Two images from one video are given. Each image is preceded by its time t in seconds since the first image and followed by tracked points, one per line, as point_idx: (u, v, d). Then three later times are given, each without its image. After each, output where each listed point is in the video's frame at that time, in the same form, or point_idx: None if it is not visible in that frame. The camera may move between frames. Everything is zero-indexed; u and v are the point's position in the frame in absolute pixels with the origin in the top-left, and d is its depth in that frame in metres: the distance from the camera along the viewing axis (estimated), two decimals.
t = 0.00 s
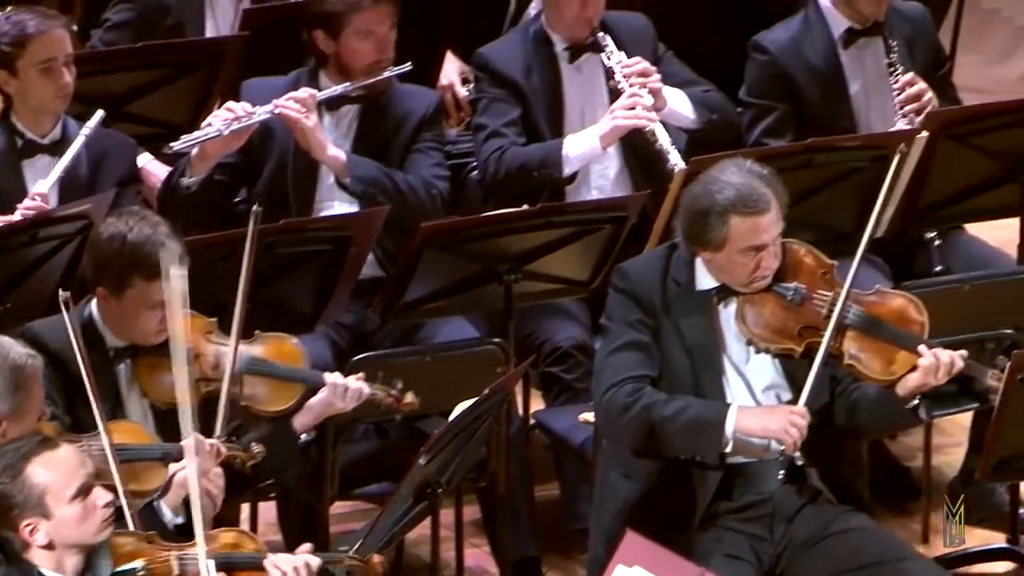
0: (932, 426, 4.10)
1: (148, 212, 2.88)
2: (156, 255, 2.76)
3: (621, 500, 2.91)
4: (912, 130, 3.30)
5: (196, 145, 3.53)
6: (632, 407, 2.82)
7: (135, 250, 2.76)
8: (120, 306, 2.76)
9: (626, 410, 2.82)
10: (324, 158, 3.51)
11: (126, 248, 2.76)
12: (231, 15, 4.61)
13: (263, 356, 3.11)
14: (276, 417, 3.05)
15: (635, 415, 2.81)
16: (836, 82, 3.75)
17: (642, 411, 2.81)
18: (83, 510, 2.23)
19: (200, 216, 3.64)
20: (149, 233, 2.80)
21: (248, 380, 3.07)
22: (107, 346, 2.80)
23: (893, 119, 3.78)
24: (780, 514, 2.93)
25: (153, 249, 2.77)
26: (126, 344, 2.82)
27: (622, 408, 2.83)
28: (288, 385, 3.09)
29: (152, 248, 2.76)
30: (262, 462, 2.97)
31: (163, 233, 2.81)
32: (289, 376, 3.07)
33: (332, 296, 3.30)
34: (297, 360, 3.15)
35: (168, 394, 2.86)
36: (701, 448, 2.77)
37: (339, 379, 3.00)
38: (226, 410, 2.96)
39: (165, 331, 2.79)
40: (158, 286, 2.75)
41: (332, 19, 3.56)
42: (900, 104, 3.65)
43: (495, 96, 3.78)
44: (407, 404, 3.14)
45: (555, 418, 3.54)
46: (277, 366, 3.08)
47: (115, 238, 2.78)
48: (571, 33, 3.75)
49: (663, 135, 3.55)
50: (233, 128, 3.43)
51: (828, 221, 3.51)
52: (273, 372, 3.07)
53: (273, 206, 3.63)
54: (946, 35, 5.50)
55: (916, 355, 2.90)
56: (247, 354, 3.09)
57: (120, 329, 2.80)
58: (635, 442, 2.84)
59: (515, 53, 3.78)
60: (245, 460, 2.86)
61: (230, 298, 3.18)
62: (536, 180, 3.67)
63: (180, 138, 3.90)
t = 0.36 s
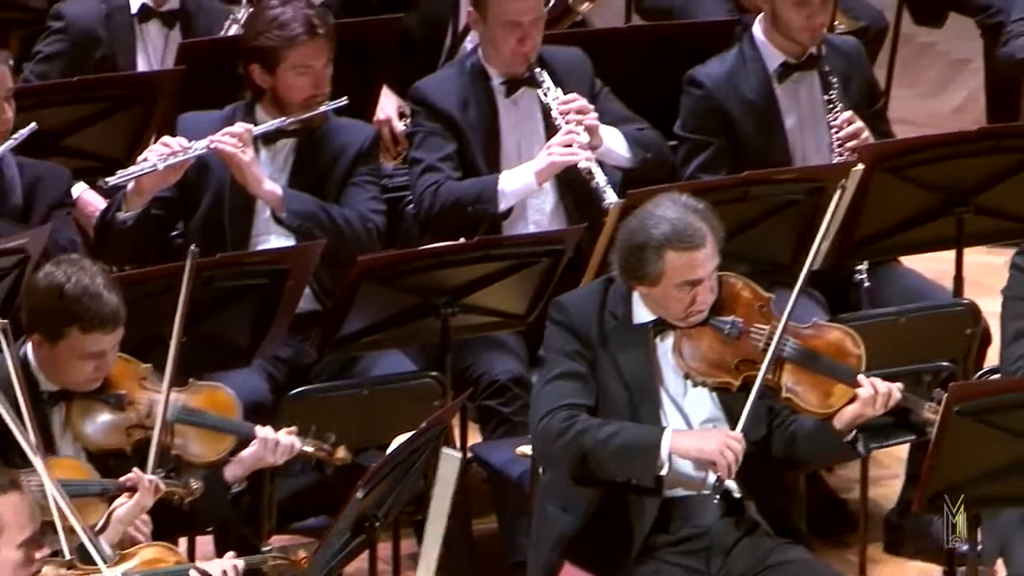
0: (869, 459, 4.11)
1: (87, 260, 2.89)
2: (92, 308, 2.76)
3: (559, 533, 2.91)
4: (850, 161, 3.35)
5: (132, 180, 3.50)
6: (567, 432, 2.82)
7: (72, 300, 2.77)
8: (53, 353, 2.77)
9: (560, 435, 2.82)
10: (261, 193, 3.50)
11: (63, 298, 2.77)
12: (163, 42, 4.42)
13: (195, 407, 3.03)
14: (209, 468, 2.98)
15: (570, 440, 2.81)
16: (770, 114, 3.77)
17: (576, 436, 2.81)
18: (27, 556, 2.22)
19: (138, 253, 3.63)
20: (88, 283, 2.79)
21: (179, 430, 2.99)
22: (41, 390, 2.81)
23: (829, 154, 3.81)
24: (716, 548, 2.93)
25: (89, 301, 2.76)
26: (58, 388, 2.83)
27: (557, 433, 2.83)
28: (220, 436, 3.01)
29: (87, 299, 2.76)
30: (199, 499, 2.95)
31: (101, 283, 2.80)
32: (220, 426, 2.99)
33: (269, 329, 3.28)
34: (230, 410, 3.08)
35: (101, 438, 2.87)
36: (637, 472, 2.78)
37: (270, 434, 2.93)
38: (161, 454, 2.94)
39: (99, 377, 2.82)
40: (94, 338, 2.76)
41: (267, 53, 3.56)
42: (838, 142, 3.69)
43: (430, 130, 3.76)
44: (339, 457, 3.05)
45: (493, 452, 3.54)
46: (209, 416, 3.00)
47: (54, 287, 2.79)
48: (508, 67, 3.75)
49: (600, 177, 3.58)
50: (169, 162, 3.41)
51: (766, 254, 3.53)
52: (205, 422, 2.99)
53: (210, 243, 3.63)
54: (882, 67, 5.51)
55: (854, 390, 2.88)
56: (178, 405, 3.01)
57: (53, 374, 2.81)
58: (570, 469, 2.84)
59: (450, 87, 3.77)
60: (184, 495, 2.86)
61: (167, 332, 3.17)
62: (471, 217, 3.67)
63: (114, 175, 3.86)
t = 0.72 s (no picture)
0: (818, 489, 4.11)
1: (35, 301, 2.87)
2: (42, 350, 2.75)
3: (507, 564, 2.91)
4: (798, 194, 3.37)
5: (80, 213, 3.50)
6: (518, 453, 2.82)
7: (23, 341, 2.75)
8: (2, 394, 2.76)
9: (509, 457, 2.83)
10: (208, 227, 3.49)
11: (13, 338, 2.76)
12: (108, 74, 4.26)
13: (144, 448, 2.99)
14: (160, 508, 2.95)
15: (518, 462, 2.82)
16: (719, 146, 3.80)
17: (525, 458, 2.82)
18: None
19: (83, 282, 3.62)
20: (38, 325, 2.79)
21: (128, 471, 2.95)
22: None
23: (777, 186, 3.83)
24: None
25: (40, 343, 2.75)
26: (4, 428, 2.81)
27: (507, 455, 2.83)
28: (168, 477, 2.98)
29: (38, 341, 2.75)
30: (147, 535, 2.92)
31: (52, 326, 2.79)
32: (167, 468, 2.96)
33: (218, 360, 3.27)
34: (180, 452, 3.03)
35: (49, 476, 2.84)
36: (582, 496, 2.79)
37: (219, 478, 2.89)
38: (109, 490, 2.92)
39: (48, 419, 2.81)
40: (43, 380, 2.75)
41: (216, 87, 3.54)
42: (785, 177, 3.70)
43: (380, 164, 3.74)
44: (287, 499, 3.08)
45: (443, 483, 3.53)
46: (158, 458, 2.96)
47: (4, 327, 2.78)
48: (456, 100, 3.73)
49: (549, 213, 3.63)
50: (117, 196, 3.40)
51: (716, 285, 3.54)
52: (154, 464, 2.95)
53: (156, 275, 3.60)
54: (829, 100, 5.55)
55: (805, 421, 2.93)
56: (126, 445, 2.97)
57: None
58: (519, 492, 2.85)
59: (399, 120, 3.74)
60: (133, 529, 2.86)
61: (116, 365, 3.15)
62: (422, 251, 3.66)
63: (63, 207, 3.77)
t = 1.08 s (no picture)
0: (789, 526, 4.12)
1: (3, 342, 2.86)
2: (17, 392, 2.74)
3: None
4: (766, 231, 3.40)
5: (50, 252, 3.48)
6: (492, 491, 2.83)
7: None
8: None
9: (483, 496, 2.83)
10: (178, 266, 3.46)
11: None
12: (84, 113, 4.18)
13: (117, 490, 2.97)
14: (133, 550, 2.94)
15: (492, 501, 2.82)
16: (687, 184, 3.81)
17: (500, 496, 2.82)
18: None
19: (53, 321, 3.61)
20: (11, 366, 2.77)
21: (101, 513, 2.93)
22: None
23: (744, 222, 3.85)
24: None
25: (14, 385, 2.74)
26: None
27: (481, 493, 2.84)
28: (142, 519, 2.95)
29: (13, 384, 2.74)
30: None
31: (25, 368, 2.79)
32: (141, 509, 2.93)
33: (189, 399, 3.25)
34: (153, 493, 3.00)
35: (21, 516, 2.82)
36: (560, 532, 2.80)
37: (194, 519, 2.91)
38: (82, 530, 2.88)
39: (22, 459, 2.83)
40: (19, 422, 2.76)
41: (185, 126, 3.52)
42: (753, 214, 3.71)
43: (349, 202, 3.74)
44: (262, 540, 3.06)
45: (414, 521, 3.52)
46: (132, 499, 2.93)
47: None
48: (426, 138, 3.73)
49: (519, 250, 3.67)
50: (86, 236, 3.39)
51: (686, 322, 3.55)
52: (128, 506, 2.93)
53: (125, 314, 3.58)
54: (797, 138, 5.57)
55: (779, 458, 2.90)
56: (101, 486, 2.94)
57: None
58: (491, 530, 2.86)
59: (368, 157, 3.75)
60: (104, 569, 2.84)
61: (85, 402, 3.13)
62: (390, 289, 3.65)
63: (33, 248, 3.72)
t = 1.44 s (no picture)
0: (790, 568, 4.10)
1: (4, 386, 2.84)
2: (20, 439, 2.73)
3: None
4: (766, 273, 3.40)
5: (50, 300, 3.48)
6: (493, 535, 2.83)
7: None
8: None
9: (483, 540, 2.84)
10: (179, 313, 3.47)
11: None
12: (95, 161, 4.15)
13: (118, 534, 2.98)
14: None
15: (494, 543, 2.83)
16: (686, 227, 3.82)
17: (501, 539, 2.83)
18: None
19: (57, 371, 3.61)
20: (14, 412, 2.75)
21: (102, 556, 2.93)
22: None
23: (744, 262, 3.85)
24: None
25: (16, 432, 2.73)
26: None
27: (481, 536, 2.84)
28: (142, 561, 2.96)
29: (16, 430, 2.73)
30: None
31: (29, 415, 2.77)
32: (143, 553, 2.91)
33: (189, 442, 3.25)
34: (155, 536, 3.02)
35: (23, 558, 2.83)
36: None
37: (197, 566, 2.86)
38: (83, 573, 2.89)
39: (25, 503, 2.81)
40: (20, 469, 2.75)
41: (187, 173, 3.54)
42: (752, 248, 3.71)
43: (349, 246, 3.74)
44: None
45: (415, 564, 3.51)
46: (135, 543, 2.91)
47: None
48: (426, 181, 3.74)
49: (518, 296, 3.69)
50: (86, 285, 3.40)
51: (686, 364, 3.55)
52: (131, 549, 2.91)
53: (126, 357, 3.59)
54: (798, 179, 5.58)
55: (776, 501, 2.91)
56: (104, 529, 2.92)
57: None
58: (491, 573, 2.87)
59: (368, 200, 3.75)
60: None
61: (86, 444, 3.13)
62: (388, 334, 3.65)
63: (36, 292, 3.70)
